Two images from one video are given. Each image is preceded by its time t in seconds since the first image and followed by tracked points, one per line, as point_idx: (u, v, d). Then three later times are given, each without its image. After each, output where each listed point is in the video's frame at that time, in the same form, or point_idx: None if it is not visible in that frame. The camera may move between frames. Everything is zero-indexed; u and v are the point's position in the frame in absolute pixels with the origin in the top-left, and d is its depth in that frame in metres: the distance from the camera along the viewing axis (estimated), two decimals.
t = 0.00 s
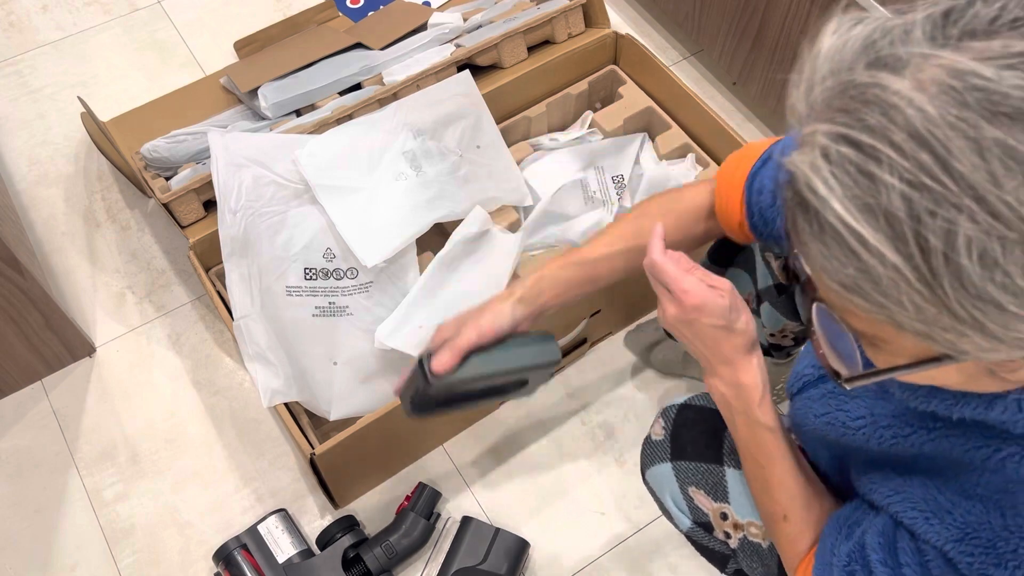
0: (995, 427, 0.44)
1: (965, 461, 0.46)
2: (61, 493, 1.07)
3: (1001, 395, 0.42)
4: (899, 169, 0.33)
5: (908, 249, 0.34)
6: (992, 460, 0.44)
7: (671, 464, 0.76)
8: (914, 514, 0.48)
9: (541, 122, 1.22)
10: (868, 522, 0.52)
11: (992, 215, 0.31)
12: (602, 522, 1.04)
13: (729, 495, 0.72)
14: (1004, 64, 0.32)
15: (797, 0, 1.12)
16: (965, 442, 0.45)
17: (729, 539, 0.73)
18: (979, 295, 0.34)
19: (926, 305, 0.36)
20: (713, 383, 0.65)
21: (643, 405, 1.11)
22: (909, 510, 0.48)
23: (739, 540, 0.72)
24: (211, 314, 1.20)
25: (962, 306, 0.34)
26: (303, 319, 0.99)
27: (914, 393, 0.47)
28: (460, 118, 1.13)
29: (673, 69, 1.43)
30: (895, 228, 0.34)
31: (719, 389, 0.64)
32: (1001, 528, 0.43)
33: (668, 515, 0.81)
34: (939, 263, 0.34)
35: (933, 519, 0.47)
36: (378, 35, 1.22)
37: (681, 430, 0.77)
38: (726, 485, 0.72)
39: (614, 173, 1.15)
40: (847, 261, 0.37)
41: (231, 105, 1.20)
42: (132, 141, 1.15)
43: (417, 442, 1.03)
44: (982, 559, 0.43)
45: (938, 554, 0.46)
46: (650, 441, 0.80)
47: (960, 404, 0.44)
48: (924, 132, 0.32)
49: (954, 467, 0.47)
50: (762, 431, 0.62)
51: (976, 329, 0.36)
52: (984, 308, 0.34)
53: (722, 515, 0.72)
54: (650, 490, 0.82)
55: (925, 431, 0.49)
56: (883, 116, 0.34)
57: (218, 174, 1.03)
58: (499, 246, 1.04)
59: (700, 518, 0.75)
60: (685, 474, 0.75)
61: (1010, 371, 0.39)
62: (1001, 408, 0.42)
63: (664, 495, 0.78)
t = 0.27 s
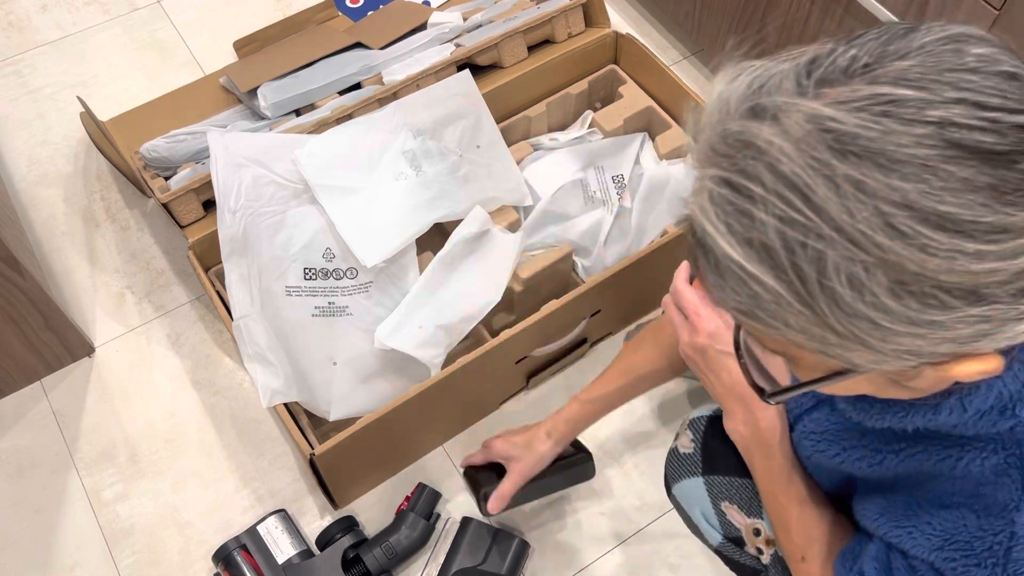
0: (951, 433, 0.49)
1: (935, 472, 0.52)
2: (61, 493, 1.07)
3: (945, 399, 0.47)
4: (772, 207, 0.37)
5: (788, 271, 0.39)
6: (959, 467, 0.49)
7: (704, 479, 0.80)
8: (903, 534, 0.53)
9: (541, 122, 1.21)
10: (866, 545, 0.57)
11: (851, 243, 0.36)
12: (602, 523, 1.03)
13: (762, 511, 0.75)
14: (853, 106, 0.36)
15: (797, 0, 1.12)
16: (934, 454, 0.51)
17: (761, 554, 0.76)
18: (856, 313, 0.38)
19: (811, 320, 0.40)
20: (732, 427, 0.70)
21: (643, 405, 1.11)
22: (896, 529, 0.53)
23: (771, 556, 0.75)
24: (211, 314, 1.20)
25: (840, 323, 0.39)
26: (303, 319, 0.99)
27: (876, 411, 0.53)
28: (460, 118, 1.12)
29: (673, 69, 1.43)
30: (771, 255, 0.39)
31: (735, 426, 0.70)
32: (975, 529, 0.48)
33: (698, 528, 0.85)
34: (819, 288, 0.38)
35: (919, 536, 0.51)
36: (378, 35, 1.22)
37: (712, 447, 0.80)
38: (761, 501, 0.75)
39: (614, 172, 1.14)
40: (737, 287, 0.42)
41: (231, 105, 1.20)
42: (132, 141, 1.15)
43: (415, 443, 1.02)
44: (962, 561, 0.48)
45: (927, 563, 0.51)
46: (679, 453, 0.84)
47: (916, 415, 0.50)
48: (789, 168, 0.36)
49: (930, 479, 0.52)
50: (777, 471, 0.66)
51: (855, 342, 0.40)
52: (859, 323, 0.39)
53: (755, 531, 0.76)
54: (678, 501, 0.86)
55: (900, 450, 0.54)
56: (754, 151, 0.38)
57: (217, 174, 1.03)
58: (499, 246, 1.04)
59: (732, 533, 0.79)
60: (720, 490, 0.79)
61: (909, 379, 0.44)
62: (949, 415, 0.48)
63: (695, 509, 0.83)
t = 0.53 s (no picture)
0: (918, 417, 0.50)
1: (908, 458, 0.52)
2: (60, 493, 1.07)
3: (905, 381, 0.48)
4: (688, 190, 0.43)
5: (707, 247, 0.43)
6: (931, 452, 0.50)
7: (709, 484, 0.80)
8: (881, 521, 0.54)
9: (542, 122, 1.21)
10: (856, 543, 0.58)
11: (751, 217, 0.41)
12: (603, 523, 1.03)
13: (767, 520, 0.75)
14: (759, 98, 0.41)
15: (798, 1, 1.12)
16: (908, 441, 0.52)
17: (764, 561, 0.76)
18: (761, 282, 0.43)
19: (728, 291, 0.44)
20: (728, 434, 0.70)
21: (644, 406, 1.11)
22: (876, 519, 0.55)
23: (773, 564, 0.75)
24: (211, 314, 1.20)
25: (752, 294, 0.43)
26: (303, 319, 0.99)
27: (844, 400, 0.54)
28: (460, 117, 1.12)
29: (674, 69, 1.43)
30: (690, 232, 0.44)
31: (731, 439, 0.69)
32: (950, 514, 0.49)
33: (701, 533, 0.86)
34: (730, 257, 0.43)
35: (897, 523, 0.53)
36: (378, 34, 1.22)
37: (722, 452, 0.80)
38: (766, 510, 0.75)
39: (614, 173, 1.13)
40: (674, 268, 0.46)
41: (230, 105, 1.20)
42: (131, 141, 1.15)
43: (414, 444, 1.02)
44: (938, 547, 0.49)
45: (902, 547, 0.53)
46: (686, 458, 0.83)
47: (880, 400, 0.51)
48: (701, 152, 0.42)
49: (907, 472, 0.53)
50: (773, 480, 0.66)
51: (766, 312, 0.44)
52: (769, 294, 0.43)
53: (757, 538, 0.76)
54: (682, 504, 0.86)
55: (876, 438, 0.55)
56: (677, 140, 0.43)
57: (217, 173, 1.02)
58: (498, 247, 1.03)
59: (735, 538, 0.79)
60: (725, 495, 0.78)
61: (835, 352, 0.46)
62: (911, 397, 0.48)
63: (699, 514, 0.82)
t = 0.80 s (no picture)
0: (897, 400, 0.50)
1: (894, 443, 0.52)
2: (60, 493, 1.06)
3: (880, 362, 0.48)
4: (663, 136, 0.43)
5: (666, 190, 0.44)
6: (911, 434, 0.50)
7: (711, 476, 0.80)
8: (867, 509, 0.54)
9: (542, 121, 1.21)
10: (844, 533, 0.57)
11: (705, 171, 0.42)
12: (603, 523, 1.03)
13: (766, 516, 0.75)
14: (744, 62, 0.40)
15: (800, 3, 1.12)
16: (890, 425, 0.52)
17: (763, 554, 0.77)
18: (705, 230, 0.44)
19: (678, 235, 0.45)
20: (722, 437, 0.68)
21: (644, 405, 1.11)
22: (861, 506, 0.55)
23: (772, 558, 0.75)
24: (211, 314, 1.19)
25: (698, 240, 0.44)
26: (303, 319, 0.99)
27: (824, 385, 0.54)
28: (460, 117, 1.12)
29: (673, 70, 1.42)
30: (653, 174, 0.44)
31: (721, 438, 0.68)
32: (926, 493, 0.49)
33: (703, 523, 0.87)
34: (683, 205, 0.44)
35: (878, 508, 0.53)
36: (378, 34, 1.22)
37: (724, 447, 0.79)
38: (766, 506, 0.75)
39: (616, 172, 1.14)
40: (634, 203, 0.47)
41: (230, 105, 1.20)
42: (131, 141, 1.15)
43: (414, 444, 1.02)
44: (915, 525, 0.49)
45: (882, 531, 0.53)
46: (690, 448, 0.83)
47: (857, 381, 0.51)
48: (679, 104, 0.42)
49: (892, 456, 0.53)
50: (766, 480, 0.65)
51: (707, 259, 0.45)
52: (713, 248, 0.44)
53: (757, 533, 0.76)
54: (684, 492, 0.88)
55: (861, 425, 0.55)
56: (659, 80, 0.43)
57: (216, 173, 1.02)
58: (498, 247, 1.03)
59: (736, 531, 0.80)
60: (727, 489, 0.78)
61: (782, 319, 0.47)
62: (884, 378, 0.48)
63: (701, 503, 0.84)
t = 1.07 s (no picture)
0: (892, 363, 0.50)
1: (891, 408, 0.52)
2: (60, 493, 1.07)
3: (875, 321, 0.49)
4: (684, 35, 0.42)
5: (673, 83, 0.43)
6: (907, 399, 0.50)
7: (702, 461, 0.80)
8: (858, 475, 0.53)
9: (542, 122, 1.21)
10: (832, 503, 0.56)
11: (710, 72, 0.41)
12: (603, 523, 1.03)
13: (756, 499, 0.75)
14: None
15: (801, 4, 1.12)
16: (885, 391, 0.52)
17: (753, 539, 0.76)
18: (697, 133, 0.43)
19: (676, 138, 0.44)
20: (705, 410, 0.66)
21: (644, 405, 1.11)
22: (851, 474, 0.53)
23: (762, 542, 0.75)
24: (211, 314, 1.20)
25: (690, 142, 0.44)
26: (303, 319, 0.99)
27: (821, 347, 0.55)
28: (460, 118, 1.12)
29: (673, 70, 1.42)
30: (670, 65, 0.42)
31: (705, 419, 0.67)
32: (915, 458, 0.48)
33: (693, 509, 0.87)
34: (684, 104, 0.43)
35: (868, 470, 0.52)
36: (378, 34, 1.22)
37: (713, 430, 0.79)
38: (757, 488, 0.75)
39: (616, 172, 1.14)
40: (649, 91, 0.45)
41: (230, 105, 1.20)
42: (131, 141, 1.15)
43: (413, 444, 1.02)
44: (901, 488, 0.48)
45: (869, 495, 0.51)
46: (682, 434, 0.84)
47: (852, 339, 0.51)
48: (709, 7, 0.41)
49: (887, 417, 0.53)
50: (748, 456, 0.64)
51: (696, 164, 0.45)
52: (701, 156, 0.44)
53: (747, 517, 0.76)
54: (675, 479, 0.87)
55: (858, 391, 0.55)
56: None
57: (217, 173, 1.02)
58: (499, 247, 1.03)
59: (726, 516, 0.79)
60: (717, 473, 0.79)
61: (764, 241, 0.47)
62: (877, 334, 0.49)
63: (691, 489, 0.83)
